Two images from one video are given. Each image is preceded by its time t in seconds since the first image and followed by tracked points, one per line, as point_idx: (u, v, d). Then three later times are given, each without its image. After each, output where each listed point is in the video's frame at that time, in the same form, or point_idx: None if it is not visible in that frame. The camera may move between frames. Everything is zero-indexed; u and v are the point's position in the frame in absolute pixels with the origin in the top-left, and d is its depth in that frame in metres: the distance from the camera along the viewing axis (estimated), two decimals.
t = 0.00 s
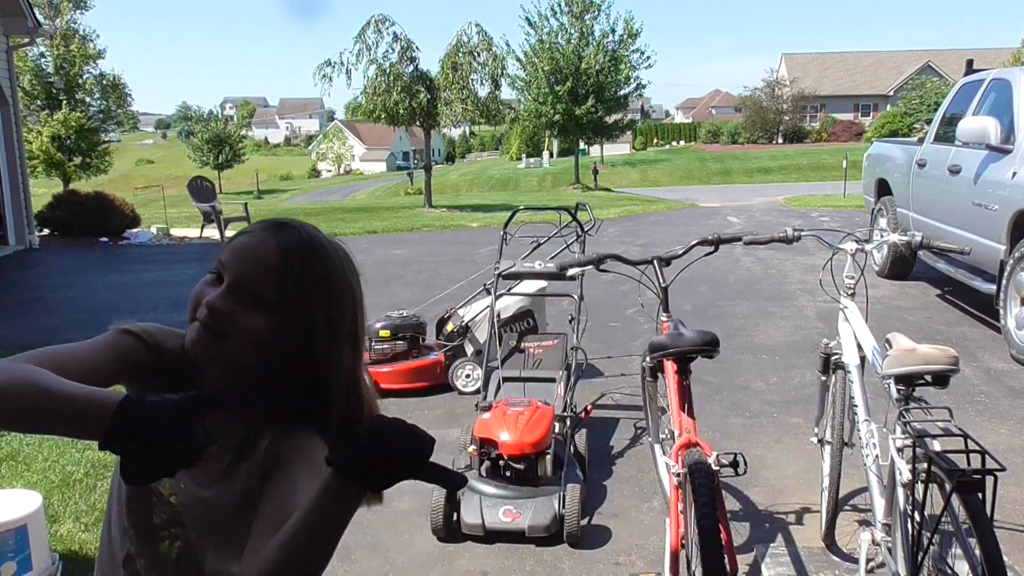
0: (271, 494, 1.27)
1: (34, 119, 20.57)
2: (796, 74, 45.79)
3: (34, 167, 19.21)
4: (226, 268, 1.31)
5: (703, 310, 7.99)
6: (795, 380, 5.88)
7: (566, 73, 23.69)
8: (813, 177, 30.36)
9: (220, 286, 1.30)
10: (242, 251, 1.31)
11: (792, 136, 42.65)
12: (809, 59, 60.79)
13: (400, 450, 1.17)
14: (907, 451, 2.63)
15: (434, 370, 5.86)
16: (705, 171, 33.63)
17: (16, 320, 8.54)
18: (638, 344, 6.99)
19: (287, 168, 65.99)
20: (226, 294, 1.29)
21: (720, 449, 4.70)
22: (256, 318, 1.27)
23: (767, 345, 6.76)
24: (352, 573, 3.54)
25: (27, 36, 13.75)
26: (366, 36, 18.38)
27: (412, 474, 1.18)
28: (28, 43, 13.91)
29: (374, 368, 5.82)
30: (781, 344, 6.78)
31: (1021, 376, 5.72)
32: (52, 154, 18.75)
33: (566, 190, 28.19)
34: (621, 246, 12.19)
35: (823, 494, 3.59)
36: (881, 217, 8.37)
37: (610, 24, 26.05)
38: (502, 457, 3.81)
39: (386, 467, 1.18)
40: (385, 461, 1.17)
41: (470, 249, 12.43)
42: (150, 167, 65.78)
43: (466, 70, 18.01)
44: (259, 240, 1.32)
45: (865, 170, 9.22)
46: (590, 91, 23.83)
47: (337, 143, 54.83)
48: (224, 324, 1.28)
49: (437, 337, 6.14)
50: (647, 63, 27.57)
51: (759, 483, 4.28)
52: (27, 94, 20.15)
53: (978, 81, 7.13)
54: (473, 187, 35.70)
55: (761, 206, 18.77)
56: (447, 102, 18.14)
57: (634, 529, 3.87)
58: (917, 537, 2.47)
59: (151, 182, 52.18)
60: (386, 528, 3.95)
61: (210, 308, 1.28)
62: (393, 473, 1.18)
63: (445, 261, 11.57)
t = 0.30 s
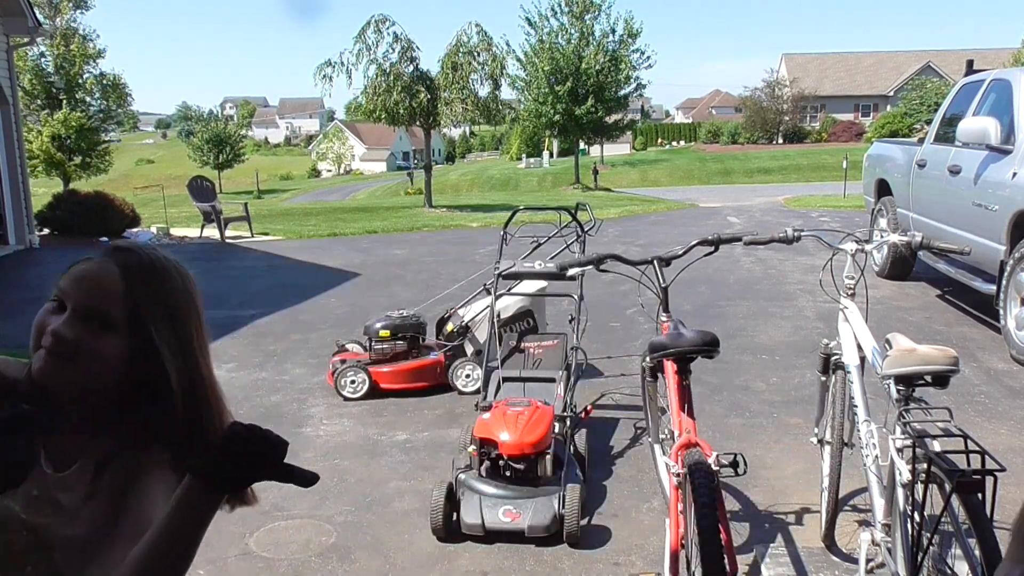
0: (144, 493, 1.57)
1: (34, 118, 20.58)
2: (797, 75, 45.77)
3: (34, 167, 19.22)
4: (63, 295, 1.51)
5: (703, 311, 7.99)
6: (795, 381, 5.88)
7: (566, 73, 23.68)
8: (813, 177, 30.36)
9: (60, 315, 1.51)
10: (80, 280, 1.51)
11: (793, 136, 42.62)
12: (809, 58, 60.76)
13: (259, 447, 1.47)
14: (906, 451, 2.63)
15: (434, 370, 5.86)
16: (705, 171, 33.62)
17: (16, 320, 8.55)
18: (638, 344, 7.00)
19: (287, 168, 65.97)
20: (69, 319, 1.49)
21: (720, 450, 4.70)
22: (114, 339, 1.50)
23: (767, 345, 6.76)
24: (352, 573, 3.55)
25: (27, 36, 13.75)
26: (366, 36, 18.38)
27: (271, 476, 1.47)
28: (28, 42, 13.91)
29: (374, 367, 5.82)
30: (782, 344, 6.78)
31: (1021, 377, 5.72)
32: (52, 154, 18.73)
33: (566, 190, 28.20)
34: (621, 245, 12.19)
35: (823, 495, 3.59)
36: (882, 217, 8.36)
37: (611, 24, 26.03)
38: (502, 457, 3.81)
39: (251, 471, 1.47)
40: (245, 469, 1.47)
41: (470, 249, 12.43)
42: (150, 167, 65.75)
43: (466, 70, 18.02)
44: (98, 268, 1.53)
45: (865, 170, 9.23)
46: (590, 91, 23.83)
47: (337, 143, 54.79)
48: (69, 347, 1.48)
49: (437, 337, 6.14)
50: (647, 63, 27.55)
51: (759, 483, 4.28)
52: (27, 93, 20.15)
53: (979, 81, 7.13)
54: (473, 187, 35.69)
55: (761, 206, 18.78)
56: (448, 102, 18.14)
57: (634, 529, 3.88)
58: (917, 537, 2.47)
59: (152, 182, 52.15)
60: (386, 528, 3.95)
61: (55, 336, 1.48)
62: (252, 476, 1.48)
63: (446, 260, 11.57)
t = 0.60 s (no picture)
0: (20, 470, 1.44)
1: (34, 118, 20.59)
2: (797, 75, 45.80)
3: (34, 166, 19.24)
4: None
5: (703, 311, 7.99)
6: (795, 381, 5.88)
7: (566, 73, 23.68)
8: (813, 177, 30.38)
9: None
10: None
11: (793, 136, 42.64)
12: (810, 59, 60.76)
13: (88, 409, 1.27)
14: (906, 451, 2.63)
15: (433, 370, 5.86)
16: (705, 172, 33.64)
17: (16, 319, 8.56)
18: (638, 344, 7.00)
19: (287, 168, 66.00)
20: None
21: (719, 450, 4.70)
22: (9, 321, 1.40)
23: (767, 346, 6.76)
24: (352, 573, 3.55)
25: (27, 36, 13.75)
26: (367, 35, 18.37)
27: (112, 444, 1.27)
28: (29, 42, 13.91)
29: (373, 367, 5.82)
30: (781, 345, 6.78)
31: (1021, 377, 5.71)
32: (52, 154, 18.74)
33: (566, 190, 28.21)
34: (621, 246, 12.19)
35: (823, 495, 3.59)
36: (882, 218, 8.36)
37: (611, 25, 26.03)
38: (502, 458, 3.81)
39: (73, 437, 1.27)
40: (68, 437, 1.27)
41: (470, 249, 12.43)
42: (151, 167, 65.77)
43: (466, 70, 18.02)
44: None
45: (865, 171, 9.23)
46: (590, 92, 23.83)
47: (337, 143, 54.82)
48: None
49: (437, 337, 6.14)
50: (647, 63, 27.55)
51: (759, 483, 4.27)
52: (27, 93, 20.16)
53: (979, 81, 7.13)
54: (473, 187, 35.70)
55: (761, 206, 18.79)
56: (448, 102, 18.14)
57: (634, 529, 3.88)
58: (917, 538, 2.47)
59: (152, 181, 52.20)
60: (386, 528, 3.95)
61: None
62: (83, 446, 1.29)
63: (446, 260, 11.57)
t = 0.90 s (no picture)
0: None
1: (34, 118, 20.60)
2: (798, 75, 45.78)
3: (34, 166, 19.25)
4: None
5: (703, 311, 7.99)
6: (795, 381, 5.87)
7: (566, 73, 23.67)
8: (813, 177, 30.37)
9: None
10: None
11: (793, 136, 42.63)
12: (810, 59, 60.71)
13: None
14: (906, 451, 2.63)
15: (433, 370, 5.86)
16: (705, 172, 33.64)
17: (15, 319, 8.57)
18: (638, 344, 7.00)
19: (287, 167, 65.98)
20: None
21: (719, 450, 4.70)
22: None
23: (767, 346, 6.76)
24: (352, 573, 3.55)
25: (27, 35, 13.74)
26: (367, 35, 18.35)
27: None
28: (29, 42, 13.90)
29: (373, 367, 5.82)
30: (781, 345, 6.78)
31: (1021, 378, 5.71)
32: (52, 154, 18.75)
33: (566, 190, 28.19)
34: (621, 246, 12.18)
35: (823, 495, 3.59)
36: (882, 218, 8.36)
37: (611, 24, 26.01)
38: (502, 458, 3.81)
39: None
40: None
41: (470, 249, 12.44)
42: (151, 167, 65.77)
43: (466, 70, 18.01)
44: None
45: (865, 171, 9.23)
46: (591, 92, 23.81)
47: (337, 143, 54.77)
48: None
49: (437, 337, 6.14)
50: (647, 63, 27.53)
51: (758, 484, 4.27)
52: (27, 92, 20.16)
53: (979, 81, 7.12)
54: (473, 187, 35.69)
55: (761, 206, 18.79)
56: (448, 102, 18.13)
57: (633, 529, 3.88)
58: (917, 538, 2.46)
59: (153, 181, 52.21)
60: (386, 528, 3.95)
61: None
62: None
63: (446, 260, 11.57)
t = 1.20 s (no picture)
0: None
1: (34, 118, 20.60)
2: (798, 75, 45.78)
3: (34, 166, 19.27)
4: None
5: (703, 311, 8.00)
6: (794, 381, 5.88)
7: (566, 74, 23.67)
8: (813, 177, 30.36)
9: None
10: None
11: (793, 137, 42.63)
12: (810, 59, 60.70)
13: None
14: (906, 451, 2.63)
15: (433, 370, 5.86)
16: (705, 172, 33.63)
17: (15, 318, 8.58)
18: (638, 344, 7.00)
19: (287, 168, 65.99)
20: None
21: (719, 450, 4.70)
22: None
23: (767, 346, 6.76)
24: (353, 572, 3.55)
25: (27, 36, 13.75)
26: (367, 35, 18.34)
27: None
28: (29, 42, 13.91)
29: (373, 367, 5.82)
30: (781, 345, 6.78)
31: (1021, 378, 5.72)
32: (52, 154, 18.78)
33: (566, 190, 28.21)
34: (621, 246, 12.18)
35: (824, 495, 3.59)
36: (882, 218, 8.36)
37: (611, 25, 26.00)
38: (502, 458, 3.81)
39: None
40: None
41: (470, 249, 12.44)
42: (150, 167, 65.76)
43: (466, 70, 18.01)
44: None
45: (865, 171, 9.23)
46: (590, 92, 23.81)
47: (337, 143, 54.75)
48: None
49: (437, 337, 6.14)
50: (648, 63, 27.51)
51: (758, 483, 4.27)
52: (27, 92, 20.17)
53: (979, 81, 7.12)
54: (473, 187, 35.68)
55: (761, 206, 18.81)
56: (448, 102, 18.14)
57: (633, 529, 3.88)
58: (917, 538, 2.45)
59: (153, 181, 52.27)
60: (386, 528, 3.95)
61: None
62: None
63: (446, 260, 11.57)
